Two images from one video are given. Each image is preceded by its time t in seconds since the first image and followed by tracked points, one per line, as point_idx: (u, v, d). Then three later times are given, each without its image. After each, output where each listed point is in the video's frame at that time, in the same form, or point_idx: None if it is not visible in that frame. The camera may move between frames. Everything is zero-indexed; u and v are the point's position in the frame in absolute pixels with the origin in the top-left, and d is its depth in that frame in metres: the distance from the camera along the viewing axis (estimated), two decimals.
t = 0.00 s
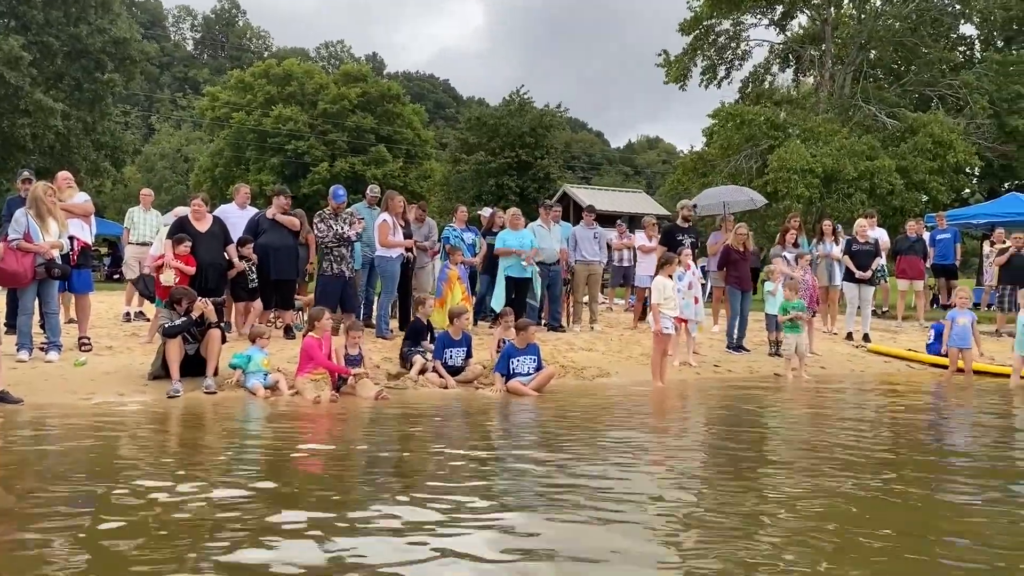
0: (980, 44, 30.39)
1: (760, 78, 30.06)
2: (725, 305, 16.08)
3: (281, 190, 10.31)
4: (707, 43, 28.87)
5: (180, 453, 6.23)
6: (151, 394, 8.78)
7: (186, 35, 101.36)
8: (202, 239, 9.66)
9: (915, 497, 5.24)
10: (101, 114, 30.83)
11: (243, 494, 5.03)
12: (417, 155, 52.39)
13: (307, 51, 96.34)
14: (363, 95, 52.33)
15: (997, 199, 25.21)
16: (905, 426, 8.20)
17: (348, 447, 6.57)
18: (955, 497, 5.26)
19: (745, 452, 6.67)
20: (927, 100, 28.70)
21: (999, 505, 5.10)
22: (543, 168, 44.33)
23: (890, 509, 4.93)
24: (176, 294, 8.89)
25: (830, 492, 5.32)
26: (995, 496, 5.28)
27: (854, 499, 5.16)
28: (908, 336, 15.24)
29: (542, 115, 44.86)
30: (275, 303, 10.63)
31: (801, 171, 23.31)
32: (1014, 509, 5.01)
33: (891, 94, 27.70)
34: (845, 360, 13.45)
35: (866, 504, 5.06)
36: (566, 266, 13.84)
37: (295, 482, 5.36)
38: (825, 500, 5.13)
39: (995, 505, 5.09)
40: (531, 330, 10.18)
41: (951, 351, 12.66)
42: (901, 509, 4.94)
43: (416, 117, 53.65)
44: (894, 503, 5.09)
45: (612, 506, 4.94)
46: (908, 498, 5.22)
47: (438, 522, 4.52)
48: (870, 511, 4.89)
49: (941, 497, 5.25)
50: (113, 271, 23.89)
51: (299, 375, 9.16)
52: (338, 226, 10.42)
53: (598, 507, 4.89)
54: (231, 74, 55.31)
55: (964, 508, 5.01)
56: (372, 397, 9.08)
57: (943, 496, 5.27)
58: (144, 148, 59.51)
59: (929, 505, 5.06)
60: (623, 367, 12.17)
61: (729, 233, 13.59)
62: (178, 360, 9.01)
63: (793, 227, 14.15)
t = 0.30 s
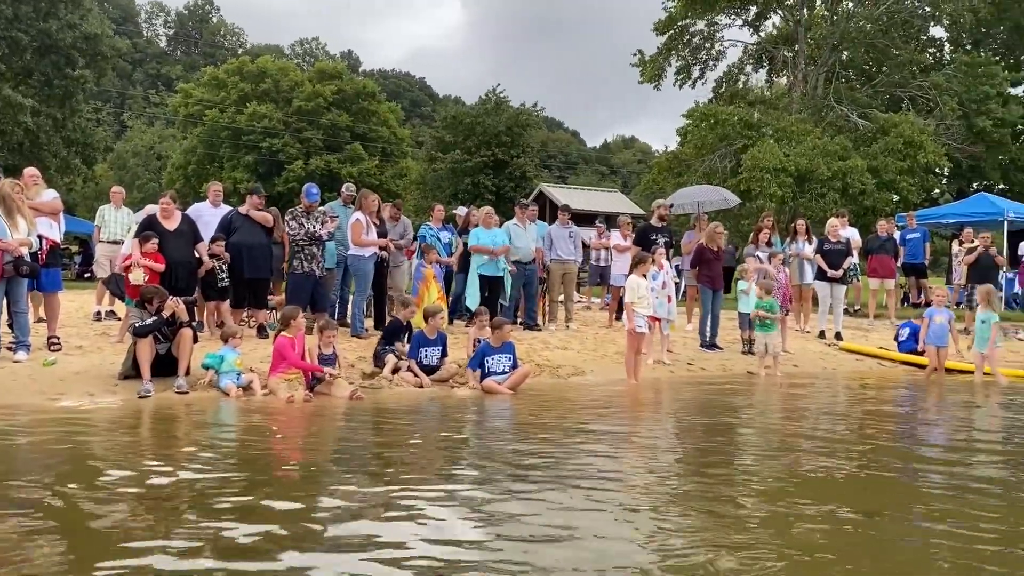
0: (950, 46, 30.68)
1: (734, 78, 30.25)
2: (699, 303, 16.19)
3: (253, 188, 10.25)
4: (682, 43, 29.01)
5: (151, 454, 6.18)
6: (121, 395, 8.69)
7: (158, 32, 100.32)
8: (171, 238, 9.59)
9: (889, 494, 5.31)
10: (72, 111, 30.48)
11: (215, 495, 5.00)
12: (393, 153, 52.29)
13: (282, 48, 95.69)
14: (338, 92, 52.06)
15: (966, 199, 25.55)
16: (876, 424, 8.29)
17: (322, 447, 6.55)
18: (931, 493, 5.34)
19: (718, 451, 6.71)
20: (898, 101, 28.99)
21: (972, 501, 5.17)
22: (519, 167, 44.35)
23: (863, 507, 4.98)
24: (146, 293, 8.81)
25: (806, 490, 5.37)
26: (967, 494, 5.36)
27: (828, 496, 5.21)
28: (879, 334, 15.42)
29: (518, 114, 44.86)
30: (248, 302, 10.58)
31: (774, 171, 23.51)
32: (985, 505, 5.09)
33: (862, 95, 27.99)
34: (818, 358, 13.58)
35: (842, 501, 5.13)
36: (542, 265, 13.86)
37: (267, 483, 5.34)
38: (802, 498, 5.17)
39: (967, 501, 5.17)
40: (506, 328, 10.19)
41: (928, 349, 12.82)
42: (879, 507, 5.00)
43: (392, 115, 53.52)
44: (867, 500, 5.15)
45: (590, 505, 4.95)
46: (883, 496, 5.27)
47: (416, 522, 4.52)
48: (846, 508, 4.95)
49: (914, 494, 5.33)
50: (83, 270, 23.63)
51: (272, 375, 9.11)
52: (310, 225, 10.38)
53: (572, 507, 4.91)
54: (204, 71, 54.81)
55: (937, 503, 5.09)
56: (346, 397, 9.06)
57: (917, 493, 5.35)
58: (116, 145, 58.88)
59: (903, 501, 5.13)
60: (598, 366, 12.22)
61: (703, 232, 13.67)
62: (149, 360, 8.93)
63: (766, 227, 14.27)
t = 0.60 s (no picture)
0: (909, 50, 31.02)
1: (699, 79, 30.49)
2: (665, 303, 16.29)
3: (215, 188, 10.13)
4: (648, 44, 29.18)
5: (110, 458, 6.09)
6: (80, 398, 8.55)
7: (120, 29, 98.79)
8: (131, 238, 9.45)
9: (851, 489, 5.39)
10: (30, 108, 29.99)
11: (175, 499, 4.94)
12: (360, 152, 52.02)
13: (247, 45, 94.73)
14: (304, 90, 51.67)
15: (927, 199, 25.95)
16: (840, 421, 8.39)
17: (284, 450, 6.50)
18: (892, 489, 5.42)
19: (683, 448, 6.75)
20: (860, 102, 29.29)
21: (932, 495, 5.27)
22: (488, 166, 44.30)
23: (825, 502, 5.04)
24: (105, 294, 8.69)
25: (770, 486, 5.44)
26: (927, 488, 5.45)
27: (793, 491, 5.27)
28: (841, 333, 15.63)
29: (486, 114, 44.77)
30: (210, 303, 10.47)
31: (738, 171, 23.75)
32: (944, 499, 5.19)
33: (825, 96, 28.30)
34: (782, 356, 13.73)
35: (806, 496, 5.19)
36: (509, 265, 13.86)
37: (229, 485, 5.29)
38: (766, 493, 5.23)
39: (927, 495, 5.26)
40: (472, 328, 10.18)
41: (890, 348, 13.02)
42: (842, 502, 5.07)
43: (358, 114, 53.26)
44: (831, 495, 5.23)
45: (556, 504, 4.97)
46: (845, 491, 5.35)
47: (383, 523, 4.51)
48: (809, 502, 5.02)
49: (875, 489, 5.41)
50: (43, 270, 23.26)
51: (235, 377, 9.03)
52: (271, 224, 10.28)
53: (538, 506, 4.92)
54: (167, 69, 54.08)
55: (898, 498, 5.18)
56: (311, 399, 9.00)
57: (879, 488, 5.43)
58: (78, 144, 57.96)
59: (865, 496, 5.20)
60: (566, 365, 12.26)
61: (668, 232, 13.75)
62: (109, 363, 8.80)
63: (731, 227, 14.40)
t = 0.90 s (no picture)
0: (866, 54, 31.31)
1: (661, 82, 30.68)
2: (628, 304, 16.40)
3: (171, 191, 9.99)
4: (610, 47, 29.35)
5: (65, 465, 6.00)
6: (33, 405, 8.39)
7: (76, 27, 97.00)
8: (87, 241, 9.30)
9: (812, 489, 5.41)
10: None
11: (132, 506, 4.87)
12: (322, 153, 51.65)
13: (206, 45, 93.52)
14: (265, 91, 51.19)
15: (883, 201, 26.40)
16: (798, 419, 8.52)
17: (245, 455, 6.45)
18: (852, 487, 5.45)
19: (645, 448, 6.81)
20: (818, 105, 29.75)
21: (892, 493, 5.29)
22: (452, 168, 44.20)
23: (784, 499, 5.12)
24: (59, 298, 8.53)
25: (731, 487, 5.44)
26: (886, 486, 5.49)
27: (754, 492, 5.28)
28: (800, 333, 15.85)
29: (450, 115, 44.64)
30: (168, 307, 10.33)
31: (699, 173, 23.97)
32: (902, 496, 5.22)
33: (784, 100, 28.68)
34: (742, 356, 13.89)
35: (767, 497, 5.19)
36: (473, 267, 13.86)
37: (188, 492, 5.23)
38: (729, 494, 5.22)
39: (886, 493, 5.29)
40: (432, 330, 10.15)
41: (847, 348, 13.21)
42: (803, 501, 5.08)
43: (320, 114, 52.86)
44: (792, 495, 5.24)
45: (519, 505, 4.98)
46: (806, 490, 5.40)
47: (341, 530, 4.42)
48: (770, 500, 5.09)
49: (836, 488, 5.43)
50: None
51: (193, 383, 8.93)
52: (229, 227, 10.17)
53: (501, 506, 4.94)
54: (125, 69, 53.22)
55: (857, 496, 5.20)
56: (270, 404, 8.92)
57: (837, 485, 5.52)
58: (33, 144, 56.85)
59: (825, 496, 5.22)
60: (529, 367, 12.30)
61: (630, 234, 13.82)
62: (63, 369, 8.65)
63: (692, 228, 14.53)
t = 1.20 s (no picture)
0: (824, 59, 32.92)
1: (623, 86, 30.87)
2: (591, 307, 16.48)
3: (129, 194, 9.85)
4: (573, 51, 29.52)
5: (20, 474, 5.88)
6: None
7: (31, 27, 95.22)
8: (44, 246, 9.14)
9: (777, 490, 5.46)
10: None
11: (91, 516, 4.79)
12: (284, 156, 51.30)
13: (166, 47, 92.31)
14: (225, 93, 50.66)
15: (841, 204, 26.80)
16: (760, 420, 8.61)
17: (207, 462, 6.36)
18: (816, 489, 5.51)
19: (609, 450, 6.84)
20: (777, 110, 30.18)
21: (854, 494, 5.37)
22: (415, 171, 44.03)
23: (748, 501, 5.17)
24: (13, 304, 8.37)
25: (697, 488, 5.48)
26: (847, 488, 5.56)
27: (719, 494, 5.34)
28: (760, 334, 16.04)
29: (413, 118, 44.48)
30: (126, 313, 10.18)
31: (660, 177, 24.18)
32: (865, 497, 5.29)
33: (744, 104, 29.00)
34: (703, 358, 14.02)
35: (733, 499, 5.23)
36: (436, 270, 13.82)
37: (148, 501, 5.15)
38: (695, 496, 5.27)
39: (847, 494, 5.37)
40: (388, 334, 10.13)
41: (807, 350, 13.36)
42: (766, 504, 5.13)
43: (282, 117, 52.42)
44: (755, 497, 5.29)
45: (485, 509, 4.98)
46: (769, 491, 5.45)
47: (307, 538, 4.39)
48: (735, 503, 5.13)
49: (800, 490, 5.50)
50: None
51: (151, 390, 8.81)
52: (188, 230, 10.05)
53: (468, 511, 4.93)
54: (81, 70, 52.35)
55: (819, 498, 5.27)
56: (231, 410, 8.82)
57: (800, 486, 5.59)
58: None
59: (789, 497, 5.28)
60: (493, 370, 12.31)
61: (593, 237, 13.88)
62: (17, 376, 8.49)
63: (654, 231, 14.64)
